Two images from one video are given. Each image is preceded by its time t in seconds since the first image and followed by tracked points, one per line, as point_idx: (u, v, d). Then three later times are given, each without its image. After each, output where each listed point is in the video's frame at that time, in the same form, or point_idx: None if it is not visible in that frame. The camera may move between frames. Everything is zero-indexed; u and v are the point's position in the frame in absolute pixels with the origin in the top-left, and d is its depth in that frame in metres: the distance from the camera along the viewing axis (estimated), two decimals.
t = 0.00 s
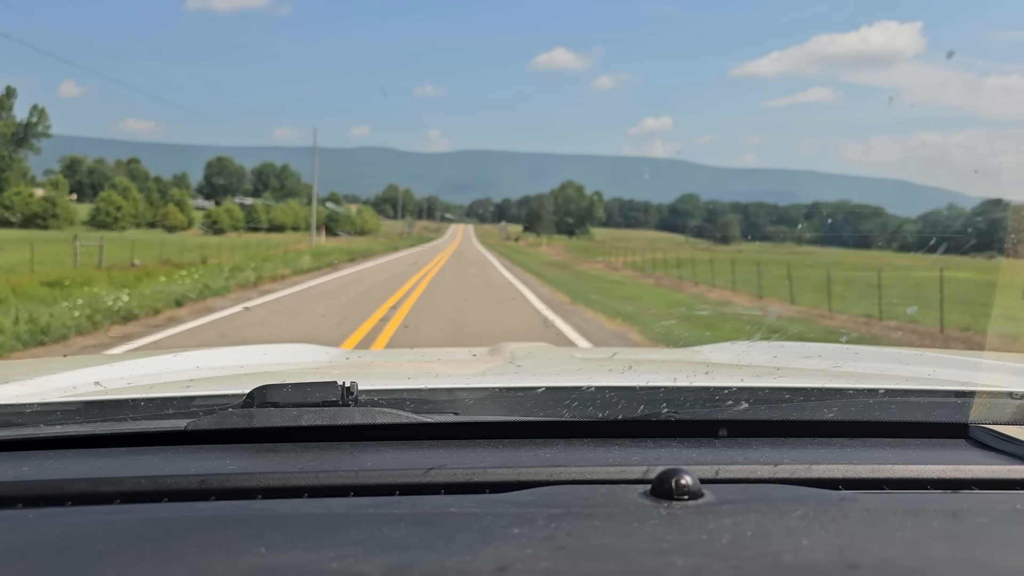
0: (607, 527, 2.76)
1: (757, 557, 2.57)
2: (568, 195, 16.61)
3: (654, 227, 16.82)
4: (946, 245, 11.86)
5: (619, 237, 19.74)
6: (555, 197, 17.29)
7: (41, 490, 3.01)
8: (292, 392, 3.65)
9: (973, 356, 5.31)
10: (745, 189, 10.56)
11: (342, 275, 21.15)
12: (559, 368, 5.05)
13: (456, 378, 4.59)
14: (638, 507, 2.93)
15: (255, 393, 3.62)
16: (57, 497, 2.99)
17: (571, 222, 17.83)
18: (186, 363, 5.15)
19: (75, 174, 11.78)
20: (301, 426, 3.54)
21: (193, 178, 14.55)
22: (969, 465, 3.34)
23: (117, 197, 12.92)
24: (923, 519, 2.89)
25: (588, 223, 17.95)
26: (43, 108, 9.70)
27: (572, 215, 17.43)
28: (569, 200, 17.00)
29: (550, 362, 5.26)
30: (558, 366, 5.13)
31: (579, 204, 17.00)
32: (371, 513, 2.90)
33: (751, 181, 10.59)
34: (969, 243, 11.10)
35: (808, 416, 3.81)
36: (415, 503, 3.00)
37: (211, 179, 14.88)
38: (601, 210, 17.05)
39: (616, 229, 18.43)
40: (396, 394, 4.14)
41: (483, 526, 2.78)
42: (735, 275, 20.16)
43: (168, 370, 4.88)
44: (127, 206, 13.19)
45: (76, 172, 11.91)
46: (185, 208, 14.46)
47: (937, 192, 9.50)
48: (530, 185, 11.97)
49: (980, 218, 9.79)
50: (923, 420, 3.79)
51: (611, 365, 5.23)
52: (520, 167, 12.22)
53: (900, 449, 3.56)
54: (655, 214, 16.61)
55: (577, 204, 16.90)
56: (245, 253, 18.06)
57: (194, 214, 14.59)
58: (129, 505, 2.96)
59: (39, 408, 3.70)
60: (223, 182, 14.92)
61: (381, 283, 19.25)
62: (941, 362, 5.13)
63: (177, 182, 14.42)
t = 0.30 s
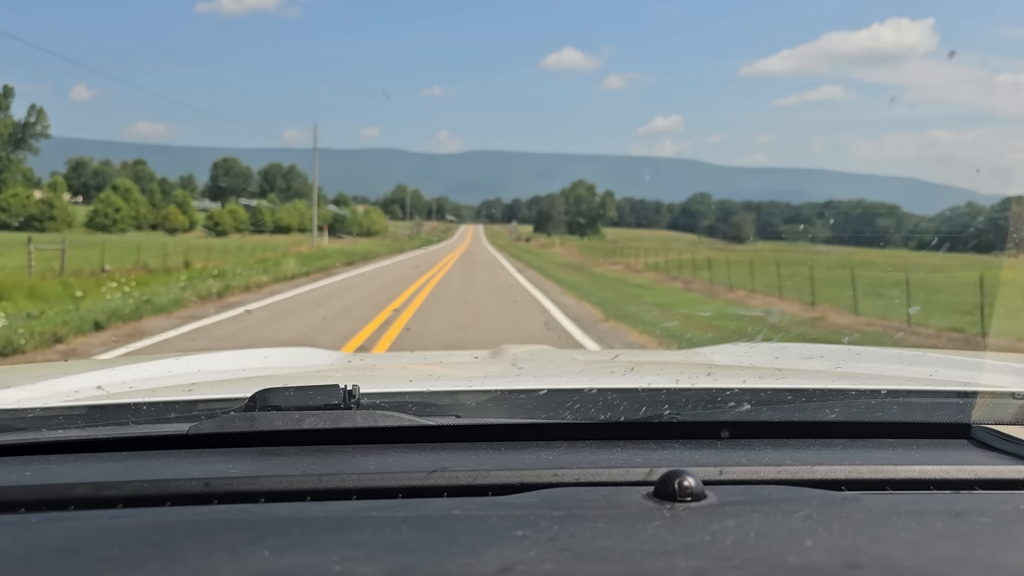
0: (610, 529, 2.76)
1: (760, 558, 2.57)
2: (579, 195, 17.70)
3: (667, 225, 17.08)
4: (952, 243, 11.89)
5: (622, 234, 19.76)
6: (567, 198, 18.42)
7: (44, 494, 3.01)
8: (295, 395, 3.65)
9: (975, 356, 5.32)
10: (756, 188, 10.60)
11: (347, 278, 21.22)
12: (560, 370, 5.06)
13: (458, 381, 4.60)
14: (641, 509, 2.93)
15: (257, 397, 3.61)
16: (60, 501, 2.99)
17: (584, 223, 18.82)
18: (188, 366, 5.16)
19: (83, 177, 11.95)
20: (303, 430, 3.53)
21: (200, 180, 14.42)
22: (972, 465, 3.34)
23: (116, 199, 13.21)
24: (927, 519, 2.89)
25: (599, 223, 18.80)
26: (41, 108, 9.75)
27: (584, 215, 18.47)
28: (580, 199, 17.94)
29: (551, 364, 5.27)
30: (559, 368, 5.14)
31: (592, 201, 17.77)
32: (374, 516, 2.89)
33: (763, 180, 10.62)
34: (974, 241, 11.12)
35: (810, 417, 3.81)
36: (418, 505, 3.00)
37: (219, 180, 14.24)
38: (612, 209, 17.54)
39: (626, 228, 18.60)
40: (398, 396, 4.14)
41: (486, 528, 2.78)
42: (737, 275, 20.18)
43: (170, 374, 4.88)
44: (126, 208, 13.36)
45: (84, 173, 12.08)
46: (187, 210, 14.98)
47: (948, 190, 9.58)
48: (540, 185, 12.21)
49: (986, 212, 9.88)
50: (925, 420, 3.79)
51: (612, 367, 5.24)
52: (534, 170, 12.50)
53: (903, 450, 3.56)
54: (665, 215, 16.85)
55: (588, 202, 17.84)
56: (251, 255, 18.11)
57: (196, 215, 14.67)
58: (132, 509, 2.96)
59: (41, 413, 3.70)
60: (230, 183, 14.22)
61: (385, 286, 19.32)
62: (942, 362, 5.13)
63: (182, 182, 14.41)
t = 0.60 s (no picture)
0: (608, 528, 2.77)
1: (757, 557, 2.57)
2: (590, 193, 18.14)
3: (677, 223, 17.15)
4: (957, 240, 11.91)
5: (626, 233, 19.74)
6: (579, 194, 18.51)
7: (44, 491, 3.02)
8: (294, 392, 3.65)
9: (973, 355, 5.32)
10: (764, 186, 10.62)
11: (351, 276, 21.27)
12: (560, 368, 5.07)
13: (456, 378, 4.61)
14: (639, 508, 2.94)
15: (256, 394, 3.62)
16: (60, 498, 3.00)
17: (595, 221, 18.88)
18: (189, 363, 5.17)
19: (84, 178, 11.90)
20: (302, 427, 3.54)
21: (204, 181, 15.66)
22: (970, 465, 3.35)
23: (113, 200, 13.12)
24: (924, 518, 2.89)
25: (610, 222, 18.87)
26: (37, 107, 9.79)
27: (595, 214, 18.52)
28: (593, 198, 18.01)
29: (551, 362, 5.28)
30: (559, 366, 5.15)
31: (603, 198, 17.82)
32: (373, 514, 2.90)
33: (773, 180, 10.55)
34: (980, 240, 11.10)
35: (808, 416, 3.82)
36: (416, 503, 3.01)
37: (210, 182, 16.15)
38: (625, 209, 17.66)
39: (634, 227, 18.52)
40: (397, 394, 4.15)
41: (484, 526, 2.79)
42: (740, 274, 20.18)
43: (171, 371, 4.90)
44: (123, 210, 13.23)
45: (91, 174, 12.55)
46: (187, 211, 15.26)
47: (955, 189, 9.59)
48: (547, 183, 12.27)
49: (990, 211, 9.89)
50: (924, 419, 3.80)
51: (611, 365, 5.25)
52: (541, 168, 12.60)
53: (900, 449, 3.57)
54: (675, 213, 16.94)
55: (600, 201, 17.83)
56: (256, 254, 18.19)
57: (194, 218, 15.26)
58: (132, 506, 2.97)
59: (42, 410, 3.71)
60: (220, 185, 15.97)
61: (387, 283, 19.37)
62: (941, 361, 5.13)
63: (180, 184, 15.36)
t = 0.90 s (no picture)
0: (607, 527, 2.76)
1: (757, 556, 2.57)
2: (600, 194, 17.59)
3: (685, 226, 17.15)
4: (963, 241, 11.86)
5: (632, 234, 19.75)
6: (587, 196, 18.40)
7: (43, 490, 3.01)
8: (293, 392, 3.64)
9: (974, 355, 5.31)
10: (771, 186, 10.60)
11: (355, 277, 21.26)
12: (559, 368, 5.06)
13: (456, 378, 4.60)
14: (638, 507, 2.93)
15: (255, 393, 3.61)
16: (59, 497, 2.99)
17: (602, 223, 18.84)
18: (188, 363, 5.16)
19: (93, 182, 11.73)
20: (300, 427, 3.53)
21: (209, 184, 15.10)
22: (970, 465, 3.34)
23: (108, 201, 12.75)
24: (924, 518, 2.89)
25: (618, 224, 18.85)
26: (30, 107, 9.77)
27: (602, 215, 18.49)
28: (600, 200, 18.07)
29: (551, 361, 5.27)
30: (558, 366, 5.14)
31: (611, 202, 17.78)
32: (372, 513, 2.90)
33: (783, 180, 10.45)
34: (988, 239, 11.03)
35: (808, 416, 3.81)
36: (416, 502, 3.00)
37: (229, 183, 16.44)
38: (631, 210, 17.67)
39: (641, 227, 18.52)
40: (396, 394, 4.14)
41: (483, 525, 2.78)
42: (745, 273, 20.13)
43: (170, 370, 4.89)
44: (118, 212, 12.85)
45: (88, 177, 12.58)
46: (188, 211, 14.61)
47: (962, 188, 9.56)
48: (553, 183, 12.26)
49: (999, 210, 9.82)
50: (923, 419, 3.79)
51: (611, 365, 5.24)
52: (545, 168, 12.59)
53: (900, 449, 3.56)
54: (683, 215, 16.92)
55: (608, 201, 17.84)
56: (257, 256, 18.15)
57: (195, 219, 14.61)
58: (130, 505, 2.96)
59: (40, 409, 3.70)
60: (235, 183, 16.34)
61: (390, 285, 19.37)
62: (941, 361, 5.12)
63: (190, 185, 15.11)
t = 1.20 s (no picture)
0: (607, 528, 2.76)
1: (756, 558, 2.57)
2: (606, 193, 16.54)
3: (692, 226, 17.14)
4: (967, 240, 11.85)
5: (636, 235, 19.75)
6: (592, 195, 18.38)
7: (43, 488, 3.01)
8: (293, 391, 3.64)
9: (975, 358, 5.30)
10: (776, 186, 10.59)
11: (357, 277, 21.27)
12: (559, 369, 5.06)
13: (455, 379, 4.60)
14: (638, 508, 2.93)
15: (255, 393, 3.61)
16: (59, 496, 2.99)
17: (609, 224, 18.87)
18: (188, 362, 5.17)
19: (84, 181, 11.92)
20: (300, 426, 3.53)
21: (207, 184, 16.04)
22: (971, 467, 3.33)
23: (100, 203, 13.03)
24: (924, 521, 2.88)
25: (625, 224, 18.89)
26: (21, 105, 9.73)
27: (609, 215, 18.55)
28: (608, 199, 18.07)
29: (551, 362, 5.27)
30: (558, 367, 5.14)
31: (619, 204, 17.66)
32: (372, 513, 2.90)
33: (789, 179, 10.49)
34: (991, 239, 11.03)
35: (809, 418, 3.81)
36: (416, 502, 3.00)
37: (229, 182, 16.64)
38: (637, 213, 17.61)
39: (647, 228, 18.54)
40: (397, 394, 4.14)
41: (484, 526, 2.78)
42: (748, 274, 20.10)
43: (170, 369, 4.89)
44: (110, 214, 13.27)
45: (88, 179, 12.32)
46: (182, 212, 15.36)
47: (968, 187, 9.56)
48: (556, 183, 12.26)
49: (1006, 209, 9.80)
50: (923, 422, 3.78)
51: (611, 366, 5.24)
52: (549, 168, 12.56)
53: (901, 451, 3.56)
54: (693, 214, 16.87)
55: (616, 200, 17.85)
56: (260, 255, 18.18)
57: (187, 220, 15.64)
58: (130, 504, 2.96)
59: (40, 407, 3.71)
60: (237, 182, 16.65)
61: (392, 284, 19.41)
62: (942, 364, 5.11)
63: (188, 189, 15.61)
